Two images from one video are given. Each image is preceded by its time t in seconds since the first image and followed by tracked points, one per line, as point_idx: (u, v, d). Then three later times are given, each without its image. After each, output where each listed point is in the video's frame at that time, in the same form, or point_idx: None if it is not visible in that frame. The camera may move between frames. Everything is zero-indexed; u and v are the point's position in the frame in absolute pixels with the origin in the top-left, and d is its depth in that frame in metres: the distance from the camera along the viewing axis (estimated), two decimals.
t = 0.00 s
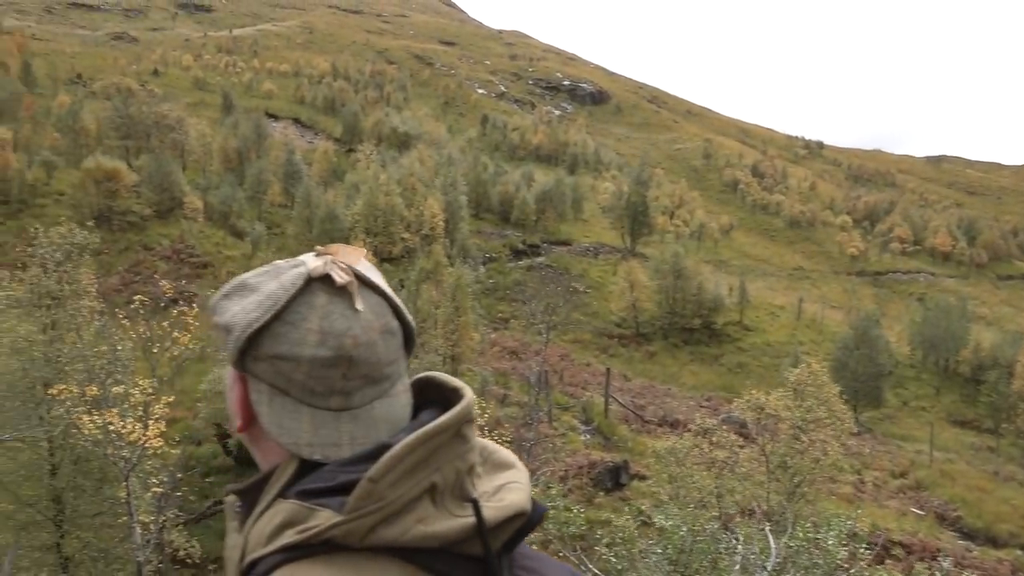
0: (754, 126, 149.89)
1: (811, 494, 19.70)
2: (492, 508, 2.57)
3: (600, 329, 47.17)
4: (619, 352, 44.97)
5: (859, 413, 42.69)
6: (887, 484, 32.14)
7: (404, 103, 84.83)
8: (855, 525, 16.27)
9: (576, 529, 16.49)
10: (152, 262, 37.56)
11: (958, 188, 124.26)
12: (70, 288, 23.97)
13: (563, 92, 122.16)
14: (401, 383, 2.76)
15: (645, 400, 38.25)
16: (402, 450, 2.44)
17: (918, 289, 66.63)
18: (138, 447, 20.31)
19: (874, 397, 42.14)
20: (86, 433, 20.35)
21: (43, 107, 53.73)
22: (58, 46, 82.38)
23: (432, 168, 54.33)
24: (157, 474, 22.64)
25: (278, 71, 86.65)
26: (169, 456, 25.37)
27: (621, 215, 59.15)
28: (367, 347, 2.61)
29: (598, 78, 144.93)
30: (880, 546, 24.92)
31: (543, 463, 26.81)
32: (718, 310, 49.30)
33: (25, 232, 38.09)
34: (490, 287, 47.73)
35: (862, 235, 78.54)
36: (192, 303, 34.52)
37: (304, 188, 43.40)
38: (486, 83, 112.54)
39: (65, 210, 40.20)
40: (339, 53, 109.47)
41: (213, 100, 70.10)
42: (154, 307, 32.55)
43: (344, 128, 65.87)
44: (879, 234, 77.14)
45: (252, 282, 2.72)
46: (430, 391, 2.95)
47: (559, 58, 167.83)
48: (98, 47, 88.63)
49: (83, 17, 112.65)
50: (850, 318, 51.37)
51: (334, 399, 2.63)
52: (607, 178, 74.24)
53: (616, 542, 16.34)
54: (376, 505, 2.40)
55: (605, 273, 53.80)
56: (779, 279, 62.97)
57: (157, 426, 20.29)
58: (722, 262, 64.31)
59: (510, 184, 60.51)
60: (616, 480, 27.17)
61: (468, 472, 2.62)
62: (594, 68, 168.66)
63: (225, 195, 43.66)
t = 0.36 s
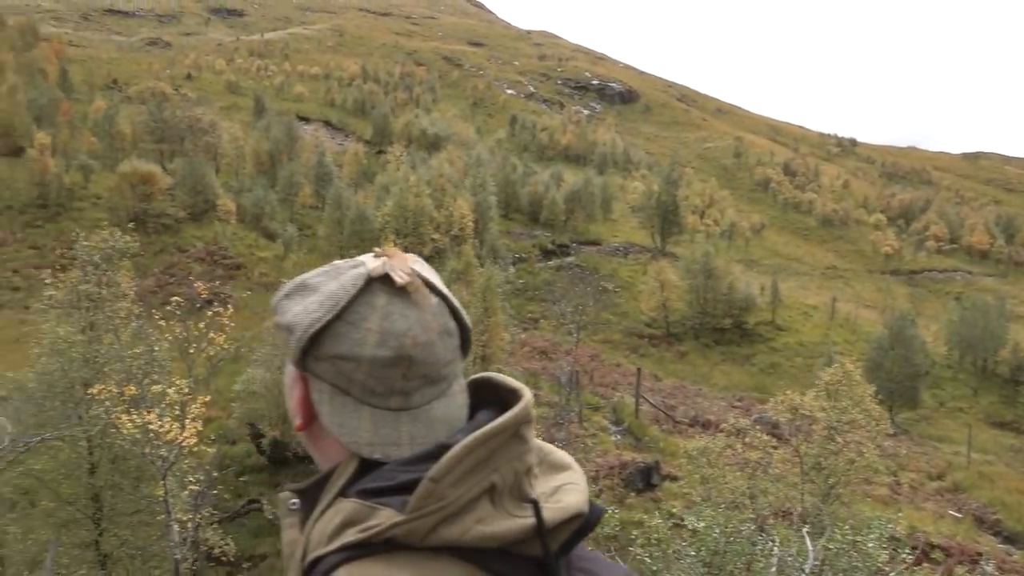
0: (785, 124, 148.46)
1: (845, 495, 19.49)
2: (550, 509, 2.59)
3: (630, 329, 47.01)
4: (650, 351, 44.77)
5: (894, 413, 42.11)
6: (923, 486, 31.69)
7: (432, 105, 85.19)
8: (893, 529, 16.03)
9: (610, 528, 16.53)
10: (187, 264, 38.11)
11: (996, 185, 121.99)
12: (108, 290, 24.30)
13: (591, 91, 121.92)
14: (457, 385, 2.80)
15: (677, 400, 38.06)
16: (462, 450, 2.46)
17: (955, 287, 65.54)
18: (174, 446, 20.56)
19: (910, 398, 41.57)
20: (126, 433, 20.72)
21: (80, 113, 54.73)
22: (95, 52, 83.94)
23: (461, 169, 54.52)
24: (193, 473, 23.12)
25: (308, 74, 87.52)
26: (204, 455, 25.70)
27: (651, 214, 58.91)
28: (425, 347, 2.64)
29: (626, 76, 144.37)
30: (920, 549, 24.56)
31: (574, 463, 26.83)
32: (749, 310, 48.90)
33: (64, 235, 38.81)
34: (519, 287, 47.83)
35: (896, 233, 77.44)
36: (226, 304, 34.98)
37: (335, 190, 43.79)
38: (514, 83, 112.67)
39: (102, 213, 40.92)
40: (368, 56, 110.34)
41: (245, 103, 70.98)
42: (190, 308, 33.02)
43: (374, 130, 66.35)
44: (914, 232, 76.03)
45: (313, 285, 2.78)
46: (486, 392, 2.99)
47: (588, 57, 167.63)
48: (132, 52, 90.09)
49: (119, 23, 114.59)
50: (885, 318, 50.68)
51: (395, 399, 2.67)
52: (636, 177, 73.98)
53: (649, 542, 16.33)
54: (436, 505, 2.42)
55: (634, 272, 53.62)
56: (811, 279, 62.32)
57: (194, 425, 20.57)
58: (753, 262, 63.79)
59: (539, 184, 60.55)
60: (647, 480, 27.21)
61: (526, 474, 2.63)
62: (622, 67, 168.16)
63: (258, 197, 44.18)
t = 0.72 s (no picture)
0: (813, 121, 146.92)
1: (877, 496, 19.21)
2: (598, 507, 2.59)
3: (657, 328, 46.83)
4: (677, 351, 44.57)
5: (927, 414, 41.51)
6: (957, 486, 31.19)
7: (459, 105, 85.38)
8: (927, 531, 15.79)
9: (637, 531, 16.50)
10: (217, 264, 38.57)
11: None
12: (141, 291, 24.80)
13: (617, 90, 121.58)
14: (503, 381, 2.82)
15: (705, 400, 37.83)
16: (511, 445, 2.46)
17: (989, 285, 64.42)
18: (206, 444, 20.91)
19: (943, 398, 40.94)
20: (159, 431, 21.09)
21: (112, 115, 55.57)
22: (126, 56, 85.19)
23: (487, 168, 54.56)
24: (224, 472, 23.52)
25: (335, 75, 88.17)
26: (235, 453, 26.01)
27: (678, 213, 58.59)
28: (472, 342, 2.66)
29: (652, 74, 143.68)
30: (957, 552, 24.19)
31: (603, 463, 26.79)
32: (778, 309, 48.47)
33: (97, 237, 39.45)
34: (546, 287, 47.88)
35: (928, 230, 76.30)
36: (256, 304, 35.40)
37: (362, 191, 44.09)
38: (539, 83, 112.63)
39: (134, 215, 41.53)
40: (394, 56, 110.85)
41: (272, 105, 71.67)
42: (222, 308, 33.45)
43: (400, 130, 66.66)
44: (946, 230, 74.87)
45: (360, 280, 2.82)
46: (531, 388, 3.04)
47: (614, 56, 167.15)
48: (162, 56, 91.24)
49: (149, 27, 116.22)
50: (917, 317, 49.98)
51: (440, 394, 2.68)
52: (663, 175, 73.60)
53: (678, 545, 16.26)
54: (487, 500, 2.41)
55: (661, 271, 53.38)
56: (841, 277, 61.62)
57: (224, 424, 20.85)
58: (782, 260, 63.21)
59: (565, 183, 60.46)
60: (675, 481, 27.37)
61: (573, 469, 2.63)
62: (648, 65, 167.46)
63: (285, 198, 44.58)
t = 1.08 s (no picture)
0: (847, 116, 144.89)
1: (915, 496, 18.85)
2: (640, 504, 2.59)
3: (690, 327, 46.47)
4: (709, 349, 44.19)
5: (966, 413, 40.72)
6: (999, 486, 30.53)
7: (487, 105, 85.50)
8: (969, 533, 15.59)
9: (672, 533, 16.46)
10: (250, 266, 39.08)
11: None
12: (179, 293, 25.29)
13: (646, 88, 120.92)
14: (540, 378, 2.83)
15: (739, 399, 37.51)
16: (550, 442, 2.44)
17: None
18: (242, 444, 21.18)
19: (983, 397, 40.13)
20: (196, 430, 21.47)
21: (147, 120, 56.49)
22: (160, 62, 86.58)
23: (517, 168, 54.60)
24: (260, 471, 23.79)
25: (364, 77, 88.80)
26: (270, 452, 26.27)
27: (710, 211, 58.15)
28: (510, 337, 2.67)
29: (681, 71, 142.68)
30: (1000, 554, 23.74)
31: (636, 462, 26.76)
32: (812, 306, 47.89)
33: (134, 240, 40.12)
34: (577, 286, 47.78)
35: (966, 225, 74.85)
36: (289, 305, 35.77)
37: (392, 192, 44.37)
38: (568, 82, 112.44)
39: (169, 219, 42.19)
40: (423, 58, 111.35)
41: (304, 108, 72.39)
42: (257, 309, 33.83)
43: (430, 132, 66.98)
44: (985, 225, 73.41)
45: (398, 277, 2.82)
46: (570, 383, 3.05)
47: (643, 54, 166.32)
48: (195, 61, 92.59)
49: (183, 33, 118.02)
50: (956, 314, 49.05)
51: (478, 388, 2.69)
52: (693, 173, 73.08)
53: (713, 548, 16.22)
54: (527, 496, 2.40)
55: (693, 270, 52.99)
56: (876, 274, 60.71)
57: (259, 424, 21.05)
58: (815, 257, 62.43)
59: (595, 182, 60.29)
60: (709, 480, 27.22)
61: (612, 466, 2.61)
62: (677, 63, 166.45)
63: (317, 200, 45.02)
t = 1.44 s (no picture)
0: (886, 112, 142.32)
1: (960, 499, 18.41)
2: (672, 500, 2.56)
3: (726, 327, 45.95)
4: (747, 350, 43.66)
5: (1013, 414, 39.68)
6: None
7: (521, 107, 85.51)
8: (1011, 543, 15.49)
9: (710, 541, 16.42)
10: (287, 270, 39.59)
11: None
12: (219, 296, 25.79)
13: (681, 87, 119.98)
14: (570, 374, 2.81)
15: (777, 400, 36.99)
16: (580, 437, 2.41)
17: None
18: (280, 444, 21.59)
19: None
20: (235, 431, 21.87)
21: (187, 126, 57.49)
22: (199, 69, 88.09)
23: (551, 169, 54.51)
24: (298, 471, 24.16)
25: (399, 81, 89.41)
26: (307, 453, 26.52)
27: (746, 210, 57.49)
28: (538, 331, 2.64)
29: (717, 69, 141.26)
30: None
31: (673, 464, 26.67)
32: (852, 306, 47.08)
33: (174, 244, 40.86)
34: (612, 286, 47.56)
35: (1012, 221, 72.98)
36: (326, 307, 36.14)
37: (426, 195, 44.61)
38: (602, 82, 112.01)
39: (209, 223, 42.87)
40: (457, 60, 111.77)
41: (339, 112, 73.13)
42: (294, 311, 34.20)
43: (464, 134, 67.20)
44: None
45: (426, 273, 2.82)
46: (601, 378, 3.04)
47: (677, 52, 165.09)
48: (233, 68, 93.98)
49: (220, 39, 119.88)
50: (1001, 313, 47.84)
51: (506, 385, 2.66)
52: (729, 172, 72.30)
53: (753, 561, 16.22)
54: (556, 492, 2.36)
55: (730, 269, 52.41)
56: (918, 272, 59.48)
57: (297, 425, 21.37)
58: (855, 256, 61.37)
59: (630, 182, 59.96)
60: (748, 482, 26.92)
61: (643, 464, 2.57)
62: (712, 61, 164.90)
63: (353, 204, 45.44)
